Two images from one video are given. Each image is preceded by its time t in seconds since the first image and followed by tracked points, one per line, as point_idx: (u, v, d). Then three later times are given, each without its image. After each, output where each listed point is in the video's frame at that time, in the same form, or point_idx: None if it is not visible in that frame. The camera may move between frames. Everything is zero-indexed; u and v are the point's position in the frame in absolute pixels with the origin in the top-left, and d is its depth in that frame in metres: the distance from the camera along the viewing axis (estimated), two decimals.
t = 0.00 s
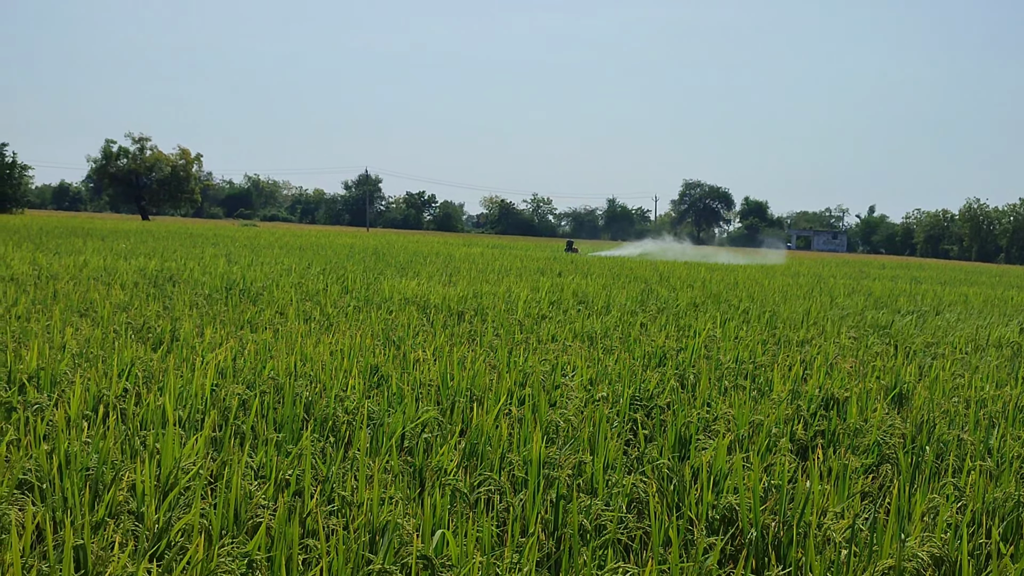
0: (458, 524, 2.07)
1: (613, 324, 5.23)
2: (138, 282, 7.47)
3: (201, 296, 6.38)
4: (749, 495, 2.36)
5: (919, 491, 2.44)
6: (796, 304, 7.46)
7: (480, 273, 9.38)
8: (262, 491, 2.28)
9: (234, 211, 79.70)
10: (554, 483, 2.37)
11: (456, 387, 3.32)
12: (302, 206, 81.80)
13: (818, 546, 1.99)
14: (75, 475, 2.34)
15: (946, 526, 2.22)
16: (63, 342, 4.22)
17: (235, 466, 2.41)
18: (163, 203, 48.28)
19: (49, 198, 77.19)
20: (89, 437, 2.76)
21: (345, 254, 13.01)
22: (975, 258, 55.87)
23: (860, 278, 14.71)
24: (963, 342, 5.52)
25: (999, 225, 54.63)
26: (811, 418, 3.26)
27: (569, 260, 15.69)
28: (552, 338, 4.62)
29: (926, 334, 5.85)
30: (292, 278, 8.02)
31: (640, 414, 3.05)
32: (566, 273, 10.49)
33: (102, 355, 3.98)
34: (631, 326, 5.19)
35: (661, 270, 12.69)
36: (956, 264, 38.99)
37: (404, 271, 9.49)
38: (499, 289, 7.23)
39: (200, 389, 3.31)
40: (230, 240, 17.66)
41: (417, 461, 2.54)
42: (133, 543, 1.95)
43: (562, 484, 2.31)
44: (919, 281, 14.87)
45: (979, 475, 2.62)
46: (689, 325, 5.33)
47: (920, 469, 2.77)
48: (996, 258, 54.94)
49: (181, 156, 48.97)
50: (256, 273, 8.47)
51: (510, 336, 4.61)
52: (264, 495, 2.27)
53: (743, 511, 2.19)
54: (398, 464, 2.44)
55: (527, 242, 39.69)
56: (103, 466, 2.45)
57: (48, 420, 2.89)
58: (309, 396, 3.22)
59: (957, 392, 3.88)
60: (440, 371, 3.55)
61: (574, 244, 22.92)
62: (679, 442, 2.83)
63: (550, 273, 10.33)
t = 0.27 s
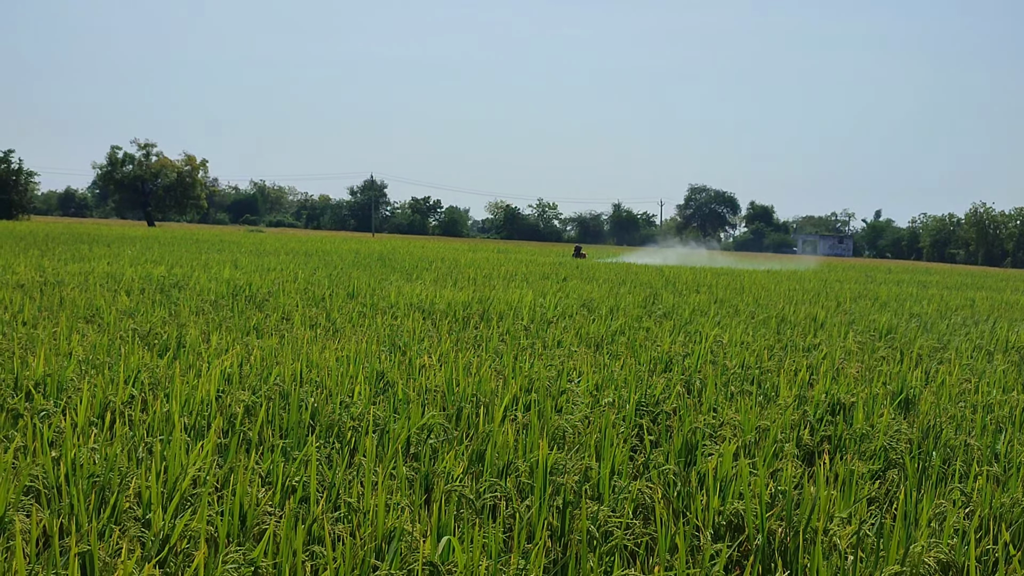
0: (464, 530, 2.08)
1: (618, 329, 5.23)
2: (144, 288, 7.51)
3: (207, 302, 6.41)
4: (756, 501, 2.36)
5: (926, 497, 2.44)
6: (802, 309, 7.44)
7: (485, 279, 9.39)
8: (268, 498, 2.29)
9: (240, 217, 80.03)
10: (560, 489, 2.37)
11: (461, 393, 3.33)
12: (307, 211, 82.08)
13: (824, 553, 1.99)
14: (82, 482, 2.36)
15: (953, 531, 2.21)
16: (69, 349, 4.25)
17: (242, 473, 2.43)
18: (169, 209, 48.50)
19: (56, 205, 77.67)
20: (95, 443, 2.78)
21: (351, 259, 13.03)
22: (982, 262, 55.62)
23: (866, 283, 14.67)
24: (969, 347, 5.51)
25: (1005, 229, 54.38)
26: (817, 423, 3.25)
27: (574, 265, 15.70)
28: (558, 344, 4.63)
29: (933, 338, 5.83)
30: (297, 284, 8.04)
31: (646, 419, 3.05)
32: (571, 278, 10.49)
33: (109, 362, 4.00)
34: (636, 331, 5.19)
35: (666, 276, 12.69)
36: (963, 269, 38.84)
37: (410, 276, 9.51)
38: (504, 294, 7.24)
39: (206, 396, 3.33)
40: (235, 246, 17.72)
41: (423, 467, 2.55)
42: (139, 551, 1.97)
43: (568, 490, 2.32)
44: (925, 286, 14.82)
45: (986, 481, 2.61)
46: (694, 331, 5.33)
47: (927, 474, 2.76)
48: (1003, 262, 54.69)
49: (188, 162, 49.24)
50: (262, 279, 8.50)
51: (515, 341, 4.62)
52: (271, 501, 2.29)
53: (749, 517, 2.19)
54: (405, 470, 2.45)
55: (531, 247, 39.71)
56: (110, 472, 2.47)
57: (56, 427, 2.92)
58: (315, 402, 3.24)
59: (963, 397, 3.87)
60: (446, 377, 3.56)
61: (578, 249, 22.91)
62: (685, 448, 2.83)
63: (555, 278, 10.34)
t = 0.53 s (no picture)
0: (465, 535, 2.08)
1: (620, 333, 5.23)
2: (146, 293, 7.52)
3: (209, 307, 6.42)
4: (757, 504, 2.36)
5: (928, 499, 2.43)
6: (804, 312, 7.44)
7: (487, 282, 9.40)
8: (270, 502, 2.29)
9: (242, 221, 80.20)
10: (561, 492, 2.37)
11: (463, 397, 3.33)
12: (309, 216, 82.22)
13: (826, 555, 1.98)
14: (83, 487, 2.36)
15: (956, 534, 2.20)
16: (72, 354, 4.26)
17: (243, 478, 2.43)
18: (171, 214, 48.61)
19: (60, 210, 77.93)
20: (97, 449, 2.78)
21: (352, 263, 13.05)
22: (985, 264, 55.50)
23: (868, 285, 14.65)
24: (971, 349, 5.49)
25: (1008, 231, 54.26)
26: (819, 426, 3.25)
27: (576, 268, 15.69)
28: (560, 347, 4.63)
29: (935, 341, 5.82)
30: (300, 288, 8.06)
31: (647, 423, 3.05)
32: (573, 282, 10.49)
33: (111, 366, 4.01)
34: (638, 335, 5.19)
35: (668, 279, 12.67)
36: (966, 271, 38.75)
37: (412, 280, 9.52)
38: (506, 298, 7.25)
39: (208, 401, 3.33)
40: (238, 251, 17.78)
41: (425, 471, 2.55)
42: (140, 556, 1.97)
43: (570, 494, 2.31)
44: (927, 288, 14.80)
45: (988, 484, 2.60)
46: (696, 334, 5.32)
47: (929, 477, 2.75)
48: (1006, 264, 54.57)
49: (190, 167, 49.37)
50: (264, 284, 8.51)
51: (517, 345, 4.62)
52: (272, 505, 2.29)
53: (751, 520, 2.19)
54: (406, 475, 2.45)
55: (533, 250, 39.71)
56: (111, 477, 2.47)
57: (58, 432, 2.92)
58: (316, 407, 3.24)
59: (965, 399, 3.86)
60: (447, 381, 3.56)
61: (580, 253, 22.91)
62: (686, 451, 2.82)
63: (557, 282, 10.34)
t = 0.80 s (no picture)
0: (464, 537, 2.07)
1: (620, 335, 5.23)
2: (146, 297, 7.53)
3: (209, 310, 6.42)
4: (758, 504, 2.35)
5: (928, 500, 2.42)
6: (804, 313, 7.44)
7: (488, 284, 9.40)
8: (269, 504, 2.29)
9: (243, 224, 80.27)
10: (561, 494, 2.37)
11: (462, 399, 3.33)
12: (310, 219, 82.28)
13: (826, 555, 1.98)
14: (83, 491, 2.37)
15: (956, 534, 2.20)
16: (72, 358, 4.26)
17: (242, 481, 2.43)
18: (172, 217, 48.64)
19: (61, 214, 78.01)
20: (96, 453, 2.78)
21: (352, 266, 13.05)
22: (985, 264, 55.50)
23: (868, 286, 14.67)
24: (972, 350, 5.49)
25: (1009, 231, 54.24)
26: (819, 427, 3.25)
27: (577, 270, 15.68)
28: (560, 349, 4.63)
29: (935, 341, 5.81)
30: (300, 291, 8.06)
31: (647, 424, 3.04)
32: (573, 284, 10.48)
33: (110, 370, 4.01)
34: (638, 336, 5.19)
35: (669, 280, 12.67)
36: (966, 271, 38.73)
37: (413, 283, 9.53)
38: (506, 300, 7.24)
39: (208, 404, 3.33)
40: (238, 253, 17.72)
41: (425, 473, 2.55)
42: (140, 559, 1.97)
43: (570, 496, 2.31)
44: (927, 289, 14.79)
45: (989, 484, 2.60)
46: (696, 335, 5.32)
47: (930, 477, 2.75)
48: (1007, 264, 54.54)
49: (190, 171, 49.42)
50: (264, 287, 8.52)
51: (517, 347, 4.62)
52: (271, 508, 2.29)
53: (751, 521, 2.19)
54: (406, 477, 2.45)
55: (533, 252, 39.73)
56: (110, 481, 2.47)
57: (57, 436, 2.93)
58: (316, 410, 3.24)
59: (965, 400, 3.86)
60: (447, 383, 3.56)
61: (580, 254, 22.90)
62: (686, 453, 2.82)
63: (557, 283, 10.34)
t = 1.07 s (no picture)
0: (462, 537, 2.08)
1: (619, 335, 5.23)
2: (145, 299, 7.53)
3: (208, 312, 6.42)
4: (756, 503, 2.35)
5: (926, 498, 2.43)
6: (803, 312, 7.44)
7: (487, 285, 9.41)
8: (267, 505, 2.29)
9: (242, 226, 80.27)
10: (560, 494, 2.37)
11: (461, 400, 3.33)
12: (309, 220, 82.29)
13: (824, 554, 1.98)
14: (81, 492, 2.37)
15: (953, 532, 2.20)
16: (70, 360, 4.26)
17: (241, 482, 2.43)
18: (171, 219, 48.62)
19: (60, 216, 77.96)
20: (95, 454, 2.78)
21: (351, 267, 13.06)
22: (984, 263, 55.50)
23: (867, 285, 14.67)
24: (971, 349, 5.49)
25: (1007, 230, 54.28)
26: (818, 426, 3.25)
27: (576, 271, 15.68)
28: (559, 349, 4.63)
29: (934, 340, 5.81)
30: (299, 292, 8.06)
31: (646, 423, 3.04)
32: (573, 284, 10.48)
33: (109, 372, 4.02)
34: (637, 336, 5.19)
35: (668, 280, 12.67)
36: (965, 270, 38.74)
37: (412, 284, 9.52)
38: (505, 301, 7.24)
39: (206, 405, 3.33)
40: (237, 255, 17.77)
41: (423, 474, 2.55)
42: (138, 560, 1.97)
43: (568, 496, 2.31)
44: (927, 288, 14.79)
45: (987, 482, 2.60)
46: (695, 335, 5.32)
47: (928, 476, 2.75)
48: (1005, 263, 54.57)
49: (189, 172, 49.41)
50: (263, 288, 8.52)
51: (516, 347, 4.62)
52: (269, 509, 2.29)
53: (750, 520, 2.19)
54: (404, 478, 2.45)
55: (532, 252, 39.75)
56: (109, 482, 2.48)
57: (56, 438, 2.93)
58: (314, 411, 3.24)
59: (964, 399, 3.86)
60: (446, 384, 3.56)
61: (580, 254, 22.91)
62: (685, 452, 2.82)
63: (556, 284, 10.34)
